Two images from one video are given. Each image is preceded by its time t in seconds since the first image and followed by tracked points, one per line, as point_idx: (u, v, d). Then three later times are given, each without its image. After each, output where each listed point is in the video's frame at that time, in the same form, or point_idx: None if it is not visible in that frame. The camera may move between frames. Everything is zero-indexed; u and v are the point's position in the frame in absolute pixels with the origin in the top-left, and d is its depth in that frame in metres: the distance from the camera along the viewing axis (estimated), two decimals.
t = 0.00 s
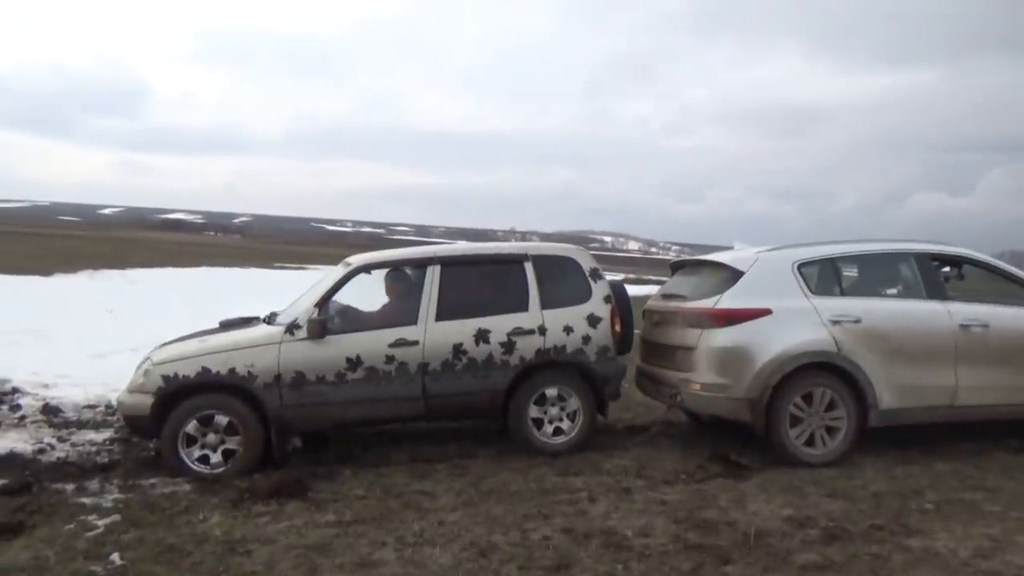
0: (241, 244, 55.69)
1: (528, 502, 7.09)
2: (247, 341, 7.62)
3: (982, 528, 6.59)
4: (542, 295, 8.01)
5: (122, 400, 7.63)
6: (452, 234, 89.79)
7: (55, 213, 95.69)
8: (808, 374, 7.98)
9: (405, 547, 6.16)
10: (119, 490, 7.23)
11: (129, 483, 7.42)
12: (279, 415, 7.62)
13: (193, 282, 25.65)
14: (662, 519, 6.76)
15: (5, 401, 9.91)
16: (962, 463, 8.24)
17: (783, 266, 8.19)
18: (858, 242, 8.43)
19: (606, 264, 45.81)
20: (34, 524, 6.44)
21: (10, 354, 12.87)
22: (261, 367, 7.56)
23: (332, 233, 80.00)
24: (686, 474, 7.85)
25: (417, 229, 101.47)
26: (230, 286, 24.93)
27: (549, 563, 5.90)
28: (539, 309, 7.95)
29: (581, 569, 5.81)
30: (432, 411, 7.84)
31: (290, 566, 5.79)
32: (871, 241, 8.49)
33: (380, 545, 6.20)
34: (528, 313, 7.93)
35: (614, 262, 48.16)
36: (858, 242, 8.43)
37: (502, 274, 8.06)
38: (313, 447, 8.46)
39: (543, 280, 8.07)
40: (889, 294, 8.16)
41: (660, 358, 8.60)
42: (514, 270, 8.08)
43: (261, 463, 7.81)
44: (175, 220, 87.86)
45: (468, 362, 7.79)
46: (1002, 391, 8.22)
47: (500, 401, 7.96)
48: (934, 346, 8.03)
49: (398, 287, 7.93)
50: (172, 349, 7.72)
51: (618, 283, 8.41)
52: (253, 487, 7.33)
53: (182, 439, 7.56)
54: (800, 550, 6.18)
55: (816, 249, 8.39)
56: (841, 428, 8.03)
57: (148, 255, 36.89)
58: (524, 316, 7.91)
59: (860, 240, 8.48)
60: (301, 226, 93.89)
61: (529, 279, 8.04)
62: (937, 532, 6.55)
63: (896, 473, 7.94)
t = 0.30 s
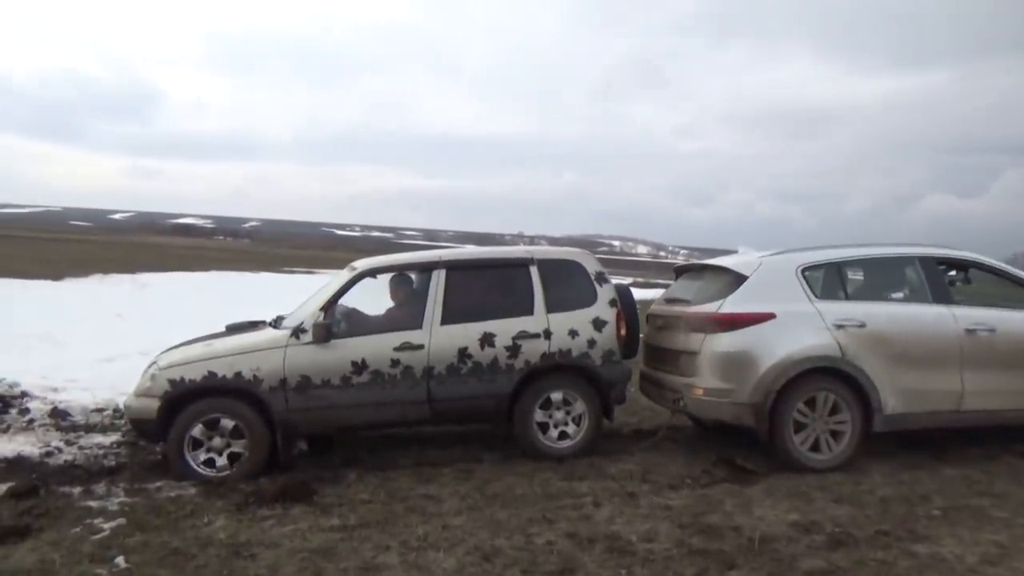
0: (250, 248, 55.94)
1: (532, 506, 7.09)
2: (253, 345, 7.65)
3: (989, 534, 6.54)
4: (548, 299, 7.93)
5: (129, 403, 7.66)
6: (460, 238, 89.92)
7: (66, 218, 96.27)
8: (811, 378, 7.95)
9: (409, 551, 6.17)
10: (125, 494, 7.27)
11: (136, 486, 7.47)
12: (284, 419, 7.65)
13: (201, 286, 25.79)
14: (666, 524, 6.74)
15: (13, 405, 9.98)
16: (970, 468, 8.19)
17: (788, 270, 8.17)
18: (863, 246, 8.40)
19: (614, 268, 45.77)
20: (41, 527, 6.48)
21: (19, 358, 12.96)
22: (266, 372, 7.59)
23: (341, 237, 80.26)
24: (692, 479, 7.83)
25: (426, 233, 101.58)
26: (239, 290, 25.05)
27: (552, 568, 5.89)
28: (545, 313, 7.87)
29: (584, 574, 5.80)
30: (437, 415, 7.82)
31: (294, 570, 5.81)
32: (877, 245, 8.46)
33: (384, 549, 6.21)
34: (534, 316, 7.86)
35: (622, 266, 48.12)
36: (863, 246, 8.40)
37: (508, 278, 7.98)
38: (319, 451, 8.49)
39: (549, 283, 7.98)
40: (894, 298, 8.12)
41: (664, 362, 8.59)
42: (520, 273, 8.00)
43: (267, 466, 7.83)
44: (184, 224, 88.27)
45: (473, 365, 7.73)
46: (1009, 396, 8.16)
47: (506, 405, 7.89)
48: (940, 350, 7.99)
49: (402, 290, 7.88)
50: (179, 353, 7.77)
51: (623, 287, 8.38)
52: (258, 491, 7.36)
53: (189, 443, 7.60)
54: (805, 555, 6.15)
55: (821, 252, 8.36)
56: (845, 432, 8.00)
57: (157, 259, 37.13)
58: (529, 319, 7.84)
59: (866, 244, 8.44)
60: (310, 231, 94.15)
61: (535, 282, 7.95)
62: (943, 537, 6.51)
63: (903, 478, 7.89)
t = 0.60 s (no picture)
0: (250, 254, 55.97)
1: (529, 511, 7.08)
2: (249, 351, 7.65)
3: (986, 538, 6.54)
4: (545, 303, 7.93)
5: (125, 410, 7.66)
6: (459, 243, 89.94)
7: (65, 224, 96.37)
8: (808, 383, 7.95)
9: (404, 557, 6.15)
10: (121, 500, 7.26)
11: (132, 493, 7.46)
12: (281, 425, 7.63)
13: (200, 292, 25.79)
14: (663, 529, 6.73)
15: (9, 411, 9.97)
16: (968, 472, 8.17)
17: (784, 274, 8.18)
18: (860, 250, 8.40)
19: (612, 272, 45.76)
20: (36, 534, 6.47)
21: (16, 364, 12.96)
22: (262, 378, 7.58)
23: (340, 243, 80.21)
24: (689, 483, 7.81)
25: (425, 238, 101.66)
26: (237, 296, 25.03)
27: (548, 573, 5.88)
28: (542, 317, 7.86)
29: None
30: (433, 420, 7.80)
31: None
32: (873, 249, 8.46)
33: (380, 555, 6.20)
34: (531, 321, 7.85)
35: (621, 271, 48.12)
36: (859, 250, 8.40)
37: (504, 283, 7.98)
38: (316, 457, 8.48)
39: (545, 287, 7.99)
40: (891, 302, 8.13)
41: (661, 367, 8.58)
42: (516, 278, 8.00)
43: (263, 472, 7.81)
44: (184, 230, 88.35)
45: (470, 370, 7.72)
46: (1006, 400, 8.17)
47: (503, 410, 7.86)
48: (936, 354, 7.99)
49: (399, 296, 7.88)
50: (175, 359, 7.76)
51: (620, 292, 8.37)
52: (254, 497, 7.34)
53: (185, 450, 7.59)
54: (802, 560, 6.15)
55: (818, 257, 8.36)
56: (842, 436, 8.00)
57: (156, 265, 37.16)
58: (527, 324, 7.83)
59: (862, 248, 8.44)
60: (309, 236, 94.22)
61: (532, 287, 7.95)
62: (940, 541, 6.50)
63: (901, 482, 7.88)
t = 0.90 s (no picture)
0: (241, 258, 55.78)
1: (520, 516, 7.05)
2: (238, 356, 7.60)
3: (977, 541, 6.54)
4: (536, 307, 7.91)
5: (113, 416, 7.60)
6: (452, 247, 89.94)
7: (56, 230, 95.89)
8: (798, 386, 7.96)
9: (394, 563, 6.12)
10: (108, 507, 7.20)
11: (120, 499, 7.40)
12: (271, 431, 7.59)
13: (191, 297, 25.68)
14: (654, 533, 6.71)
15: None
16: (959, 475, 8.18)
17: (775, 277, 8.19)
18: (850, 254, 8.42)
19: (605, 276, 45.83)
20: (21, 543, 6.40)
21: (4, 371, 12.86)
22: (252, 383, 7.54)
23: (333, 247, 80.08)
24: (681, 487, 7.80)
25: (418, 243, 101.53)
26: (229, 301, 24.94)
27: None
28: (533, 321, 7.84)
29: None
30: (424, 425, 7.77)
31: None
32: (863, 252, 8.48)
33: (369, 561, 6.15)
34: (522, 325, 7.82)
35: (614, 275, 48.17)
36: (849, 254, 8.42)
37: (495, 286, 7.96)
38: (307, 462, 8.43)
39: (536, 291, 7.97)
40: (881, 305, 8.15)
41: (652, 371, 8.57)
42: (507, 282, 7.98)
43: (253, 478, 7.76)
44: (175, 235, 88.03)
45: (461, 375, 7.70)
46: (995, 402, 8.19)
47: (494, 415, 7.83)
48: (926, 357, 8.01)
49: (390, 300, 7.85)
50: (164, 365, 7.71)
51: (611, 295, 8.36)
52: (244, 503, 7.29)
53: (173, 456, 7.53)
54: (793, 563, 6.14)
55: (808, 260, 8.37)
56: (833, 439, 8.01)
57: (146, 271, 36.99)
58: (518, 328, 7.80)
59: (852, 252, 8.46)
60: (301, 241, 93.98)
61: (522, 291, 7.93)
62: (931, 544, 6.50)
63: (892, 485, 7.89)
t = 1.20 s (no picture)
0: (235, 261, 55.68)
1: (514, 518, 7.04)
2: (231, 358, 7.58)
3: (970, 541, 6.56)
4: (529, 307, 7.92)
5: (105, 418, 7.56)
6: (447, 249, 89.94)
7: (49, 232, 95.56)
8: (790, 386, 7.98)
9: (388, 565, 6.10)
10: (100, 510, 7.16)
11: (111, 502, 7.36)
12: (264, 433, 7.58)
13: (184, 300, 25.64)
14: (648, 534, 6.71)
15: None
16: (952, 475, 8.21)
17: (767, 278, 8.20)
18: (841, 254, 8.42)
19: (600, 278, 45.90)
20: (13, 546, 6.37)
21: None
22: (245, 384, 7.52)
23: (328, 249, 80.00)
24: (675, 488, 7.80)
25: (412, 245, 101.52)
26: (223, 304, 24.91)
27: None
28: (526, 322, 7.84)
29: None
30: (417, 426, 7.76)
31: None
32: (854, 253, 8.48)
33: (363, 564, 6.14)
34: (515, 326, 7.82)
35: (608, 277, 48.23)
36: (840, 254, 8.42)
37: (488, 287, 7.97)
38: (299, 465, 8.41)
39: (530, 292, 7.98)
40: (870, 306, 8.16)
41: (643, 372, 8.55)
42: (501, 283, 8.00)
43: (245, 481, 7.74)
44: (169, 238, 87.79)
45: (454, 376, 7.69)
46: (984, 403, 8.22)
47: (487, 416, 7.83)
48: (915, 358, 8.03)
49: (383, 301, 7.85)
50: (156, 367, 7.69)
51: (605, 296, 8.36)
52: (237, 506, 7.27)
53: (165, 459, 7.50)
54: (786, 563, 6.14)
55: (800, 261, 8.37)
56: (824, 439, 8.04)
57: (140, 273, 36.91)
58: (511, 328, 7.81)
59: (843, 253, 8.47)
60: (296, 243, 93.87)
61: (516, 292, 7.95)
62: (924, 544, 6.52)
63: (885, 486, 7.90)
